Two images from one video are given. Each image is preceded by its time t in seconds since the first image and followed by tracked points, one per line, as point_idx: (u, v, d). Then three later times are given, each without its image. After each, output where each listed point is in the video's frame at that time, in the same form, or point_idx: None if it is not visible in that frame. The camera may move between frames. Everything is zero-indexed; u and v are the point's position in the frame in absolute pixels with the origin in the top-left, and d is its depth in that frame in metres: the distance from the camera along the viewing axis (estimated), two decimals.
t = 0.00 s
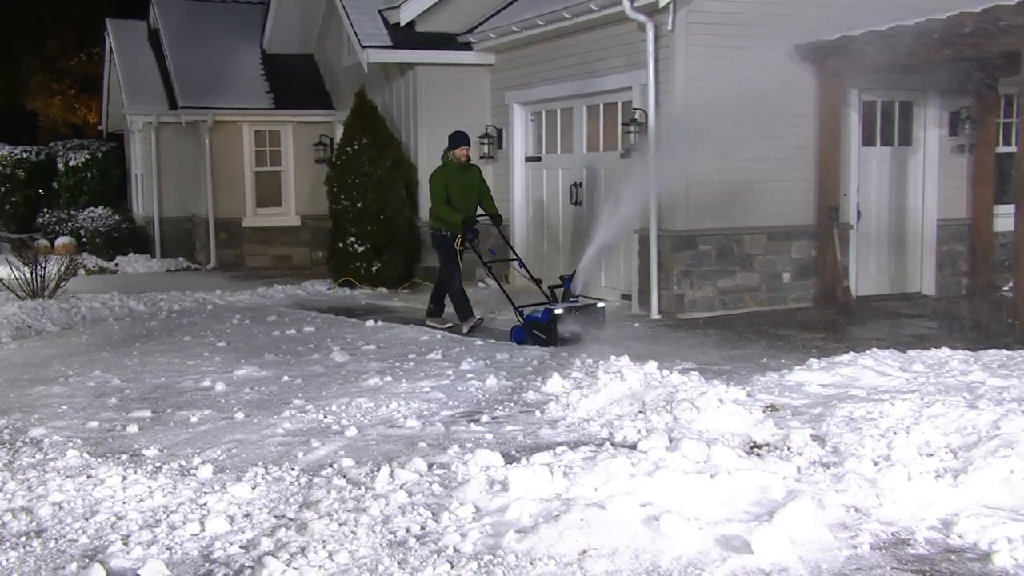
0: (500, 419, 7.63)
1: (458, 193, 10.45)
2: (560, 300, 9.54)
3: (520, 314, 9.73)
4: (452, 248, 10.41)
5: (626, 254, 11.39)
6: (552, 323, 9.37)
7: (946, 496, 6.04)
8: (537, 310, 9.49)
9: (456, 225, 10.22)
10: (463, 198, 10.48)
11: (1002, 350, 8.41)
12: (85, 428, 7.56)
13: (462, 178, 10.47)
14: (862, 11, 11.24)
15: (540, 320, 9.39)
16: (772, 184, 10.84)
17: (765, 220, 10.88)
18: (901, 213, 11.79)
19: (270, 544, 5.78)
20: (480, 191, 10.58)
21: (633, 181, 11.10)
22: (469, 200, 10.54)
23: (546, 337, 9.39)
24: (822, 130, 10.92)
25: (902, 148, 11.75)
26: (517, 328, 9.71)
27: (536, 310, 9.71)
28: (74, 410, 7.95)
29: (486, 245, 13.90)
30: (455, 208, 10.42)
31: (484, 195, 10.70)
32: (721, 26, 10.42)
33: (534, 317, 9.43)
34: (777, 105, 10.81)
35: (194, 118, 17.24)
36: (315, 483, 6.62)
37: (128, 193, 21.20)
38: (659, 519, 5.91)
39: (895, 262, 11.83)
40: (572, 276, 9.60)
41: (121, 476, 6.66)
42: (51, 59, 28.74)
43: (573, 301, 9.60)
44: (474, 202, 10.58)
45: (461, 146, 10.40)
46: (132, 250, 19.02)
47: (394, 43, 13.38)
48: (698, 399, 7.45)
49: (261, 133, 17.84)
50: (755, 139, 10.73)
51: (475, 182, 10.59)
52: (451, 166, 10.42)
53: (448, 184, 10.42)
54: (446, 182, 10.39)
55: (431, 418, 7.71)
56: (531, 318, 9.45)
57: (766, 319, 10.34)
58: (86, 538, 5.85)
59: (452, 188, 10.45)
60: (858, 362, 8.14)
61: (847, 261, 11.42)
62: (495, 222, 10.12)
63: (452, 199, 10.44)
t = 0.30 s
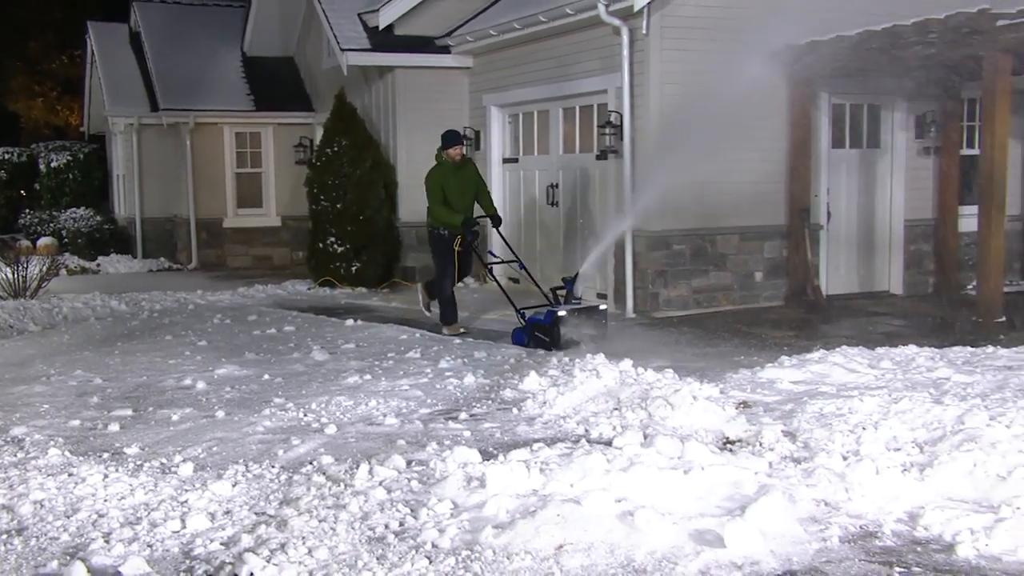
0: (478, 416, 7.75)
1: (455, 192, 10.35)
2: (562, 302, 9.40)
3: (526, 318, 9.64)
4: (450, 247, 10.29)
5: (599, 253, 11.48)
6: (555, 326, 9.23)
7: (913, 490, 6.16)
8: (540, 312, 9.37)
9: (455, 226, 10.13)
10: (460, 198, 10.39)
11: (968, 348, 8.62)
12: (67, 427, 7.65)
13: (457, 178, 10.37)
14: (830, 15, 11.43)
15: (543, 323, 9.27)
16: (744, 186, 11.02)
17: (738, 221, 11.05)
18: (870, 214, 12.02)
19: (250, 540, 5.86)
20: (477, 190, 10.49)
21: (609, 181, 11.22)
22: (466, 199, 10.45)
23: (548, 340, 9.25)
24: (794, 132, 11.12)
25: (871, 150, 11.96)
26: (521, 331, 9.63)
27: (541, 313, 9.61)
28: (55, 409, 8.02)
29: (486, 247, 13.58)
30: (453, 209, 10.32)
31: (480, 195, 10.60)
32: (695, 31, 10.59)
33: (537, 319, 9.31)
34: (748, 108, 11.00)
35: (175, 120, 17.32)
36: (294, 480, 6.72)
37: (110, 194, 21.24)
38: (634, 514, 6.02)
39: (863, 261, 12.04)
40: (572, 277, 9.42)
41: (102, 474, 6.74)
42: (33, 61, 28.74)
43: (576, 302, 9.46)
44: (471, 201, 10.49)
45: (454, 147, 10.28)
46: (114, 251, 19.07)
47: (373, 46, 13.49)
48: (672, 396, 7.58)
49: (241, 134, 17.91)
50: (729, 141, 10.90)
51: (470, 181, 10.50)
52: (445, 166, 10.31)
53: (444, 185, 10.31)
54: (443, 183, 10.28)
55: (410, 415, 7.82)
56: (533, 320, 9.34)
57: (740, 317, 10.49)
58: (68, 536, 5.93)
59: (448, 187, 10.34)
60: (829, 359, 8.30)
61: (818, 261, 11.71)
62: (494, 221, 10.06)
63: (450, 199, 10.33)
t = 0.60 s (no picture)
0: (455, 413, 7.84)
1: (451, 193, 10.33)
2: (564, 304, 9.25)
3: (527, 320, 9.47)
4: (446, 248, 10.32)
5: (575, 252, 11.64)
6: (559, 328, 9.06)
7: (881, 484, 6.25)
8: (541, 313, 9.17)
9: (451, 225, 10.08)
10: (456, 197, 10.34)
11: (934, 346, 8.92)
12: (45, 426, 7.69)
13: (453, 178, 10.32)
14: (798, 19, 11.61)
15: (544, 324, 9.07)
16: (716, 186, 11.18)
17: (710, 221, 11.20)
18: (840, 213, 12.20)
19: (228, 537, 5.89)
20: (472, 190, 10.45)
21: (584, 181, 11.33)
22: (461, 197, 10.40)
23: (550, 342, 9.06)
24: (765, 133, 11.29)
25: (840, 151, 12.16)
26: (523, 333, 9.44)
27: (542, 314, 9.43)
28: (33, 408, 8.06)
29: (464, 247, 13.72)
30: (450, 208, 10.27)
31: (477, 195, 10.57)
32: (668, 33, 10.75)
33: (539, 319, 9.13)
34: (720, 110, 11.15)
35: (153, 121, 17.33)
36: (272, 477, 6.78)
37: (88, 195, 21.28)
38: (608, 510, 6.08)
39: (833, 260, 12.23)
40: (575, 279, 9.24)
41: (81, 473, 6.79)
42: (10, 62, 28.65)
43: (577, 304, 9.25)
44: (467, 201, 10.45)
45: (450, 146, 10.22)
46: (93, 251, 19.07)
47: (350, 47, 13.57)
48: (646, 393, 7.69)
49: (219, 135, 17.93)
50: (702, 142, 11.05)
51: (465, 181, 10.46)
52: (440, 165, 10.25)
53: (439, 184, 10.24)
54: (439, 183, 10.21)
55: (388, 413, 7.90)
56: (534, 322, 9.14)
57: (714, 315, 10.63)
58: (45, 534, 5.96)
59: (445, 187, 10.31)
60: (799, 357, 8.46)
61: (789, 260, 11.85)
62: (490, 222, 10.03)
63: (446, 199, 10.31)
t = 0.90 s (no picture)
0: (429, 412, 7.84)
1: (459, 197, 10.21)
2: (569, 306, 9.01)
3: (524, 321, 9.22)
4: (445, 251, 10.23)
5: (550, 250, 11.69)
6: (561, 330, 8.91)
7: (852, 480, 6.29)
8: (541, 314, 8.94)
9: (448, 228, 10.07)
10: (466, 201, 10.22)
11: (904, 341, 9.02)
12: (15, 426, 7.63)
13: (465, 180, 10.23)
14: (770, 18, 11.67)
15: (547, 326, 8.85)
16: (690, 184, 11.22)
17: (685, 219, 11.24)
18: (812, 211, 12.29)
19: (201, 537, 5.85)
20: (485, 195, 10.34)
21: (560, 179, 11.34)
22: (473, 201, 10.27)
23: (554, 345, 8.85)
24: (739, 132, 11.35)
25: (812, 150, 12.24)
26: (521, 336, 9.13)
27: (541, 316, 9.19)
28: (3, 409, 7.99)
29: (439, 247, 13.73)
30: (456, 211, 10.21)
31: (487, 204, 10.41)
32: (641, 32, 10.78)
33: (540, 321, 8.89)
34: (695, 108, 11.18)
35: (126, 119, 17.21)
36: (246, 477, 6.75)
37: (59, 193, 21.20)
38: (582, 507, 6.08)
39: (806, 258, 12.29)
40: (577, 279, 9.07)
41: (51, 474, 6.74)
42: None
43: (578, 305, 9.11)
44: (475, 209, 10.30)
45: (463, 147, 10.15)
46: (64, 250, 18.93)
47: (324, 46, 13.52)
48: (620, 391, 7.71)
49: (193, 133, 17.86)
50: (676, 140, 11.08)
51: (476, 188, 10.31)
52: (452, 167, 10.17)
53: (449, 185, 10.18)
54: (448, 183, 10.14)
55: (362, 412, 7.89)
56: (536, 324, 8.89)
57: (688, 313, 10.67)
58: (15, 536, 5.91)
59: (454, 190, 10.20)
60: (772, 354, 8.52)
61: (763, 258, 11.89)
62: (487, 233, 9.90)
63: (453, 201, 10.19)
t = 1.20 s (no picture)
0: (402, 410, 7.82)
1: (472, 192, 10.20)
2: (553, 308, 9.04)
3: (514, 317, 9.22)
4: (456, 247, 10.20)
5: (523, 247, 11.71)
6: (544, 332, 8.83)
7: (823, 476, 6.31)
8: (527, 314, 8.88)
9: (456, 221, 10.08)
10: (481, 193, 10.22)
11: (874, 338, 9.06)
12: None
13: (482, 175, 10.21)
14: (741, 17, 11.73)
15: (531, 328, 8.80)
16: (662, 182, 11.26)
17: (658, 217, 11.27)
18: (784, 208, 12.34)
19: (172, 538, 5.80)
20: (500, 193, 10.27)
21: (532, 177, 11.36)
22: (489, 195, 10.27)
23: (537, 347, 8.80)
24: (710, 130, 11.41)
25: (783, 148, 12.30)
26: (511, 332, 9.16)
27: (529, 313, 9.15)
28: None
29: (413, 246, 13.71)
30: (468, 202, 10.24)
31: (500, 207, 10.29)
32: (613, 31, 10.80)
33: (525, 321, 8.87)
34: (666, 107, 11.23)
35: (95, 116, 17.11)
36: (217, 477, 6.71)
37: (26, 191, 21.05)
38: (555, 505, 6.08)
39: (778, 255, 12.33)
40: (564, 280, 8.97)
41: (19, 475, 6.67)
42: None
43: (567, 307, 9.00)
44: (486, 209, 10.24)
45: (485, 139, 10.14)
46: (33, 249, 18.77)
47: (296, 43, 13.47)
48: (592, 389, 7.72)
49: (163, 130, 17.78)
50: (648, 139, 11.12)
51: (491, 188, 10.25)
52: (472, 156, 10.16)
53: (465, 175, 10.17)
54: (465, 173, 10.14)
55: (334, 411, 7.86)
56: (520, 325, 8.85)
57: (661, 310, 10.71)
58: None
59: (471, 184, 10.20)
60: (744, 351, 8.56)
61: (735, 256, 11.92)
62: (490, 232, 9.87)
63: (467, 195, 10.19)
